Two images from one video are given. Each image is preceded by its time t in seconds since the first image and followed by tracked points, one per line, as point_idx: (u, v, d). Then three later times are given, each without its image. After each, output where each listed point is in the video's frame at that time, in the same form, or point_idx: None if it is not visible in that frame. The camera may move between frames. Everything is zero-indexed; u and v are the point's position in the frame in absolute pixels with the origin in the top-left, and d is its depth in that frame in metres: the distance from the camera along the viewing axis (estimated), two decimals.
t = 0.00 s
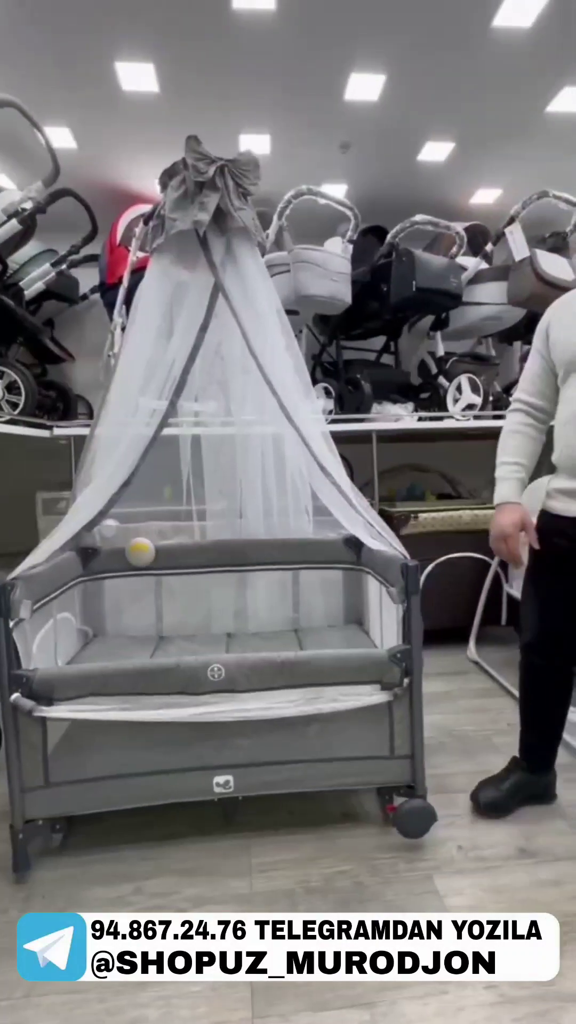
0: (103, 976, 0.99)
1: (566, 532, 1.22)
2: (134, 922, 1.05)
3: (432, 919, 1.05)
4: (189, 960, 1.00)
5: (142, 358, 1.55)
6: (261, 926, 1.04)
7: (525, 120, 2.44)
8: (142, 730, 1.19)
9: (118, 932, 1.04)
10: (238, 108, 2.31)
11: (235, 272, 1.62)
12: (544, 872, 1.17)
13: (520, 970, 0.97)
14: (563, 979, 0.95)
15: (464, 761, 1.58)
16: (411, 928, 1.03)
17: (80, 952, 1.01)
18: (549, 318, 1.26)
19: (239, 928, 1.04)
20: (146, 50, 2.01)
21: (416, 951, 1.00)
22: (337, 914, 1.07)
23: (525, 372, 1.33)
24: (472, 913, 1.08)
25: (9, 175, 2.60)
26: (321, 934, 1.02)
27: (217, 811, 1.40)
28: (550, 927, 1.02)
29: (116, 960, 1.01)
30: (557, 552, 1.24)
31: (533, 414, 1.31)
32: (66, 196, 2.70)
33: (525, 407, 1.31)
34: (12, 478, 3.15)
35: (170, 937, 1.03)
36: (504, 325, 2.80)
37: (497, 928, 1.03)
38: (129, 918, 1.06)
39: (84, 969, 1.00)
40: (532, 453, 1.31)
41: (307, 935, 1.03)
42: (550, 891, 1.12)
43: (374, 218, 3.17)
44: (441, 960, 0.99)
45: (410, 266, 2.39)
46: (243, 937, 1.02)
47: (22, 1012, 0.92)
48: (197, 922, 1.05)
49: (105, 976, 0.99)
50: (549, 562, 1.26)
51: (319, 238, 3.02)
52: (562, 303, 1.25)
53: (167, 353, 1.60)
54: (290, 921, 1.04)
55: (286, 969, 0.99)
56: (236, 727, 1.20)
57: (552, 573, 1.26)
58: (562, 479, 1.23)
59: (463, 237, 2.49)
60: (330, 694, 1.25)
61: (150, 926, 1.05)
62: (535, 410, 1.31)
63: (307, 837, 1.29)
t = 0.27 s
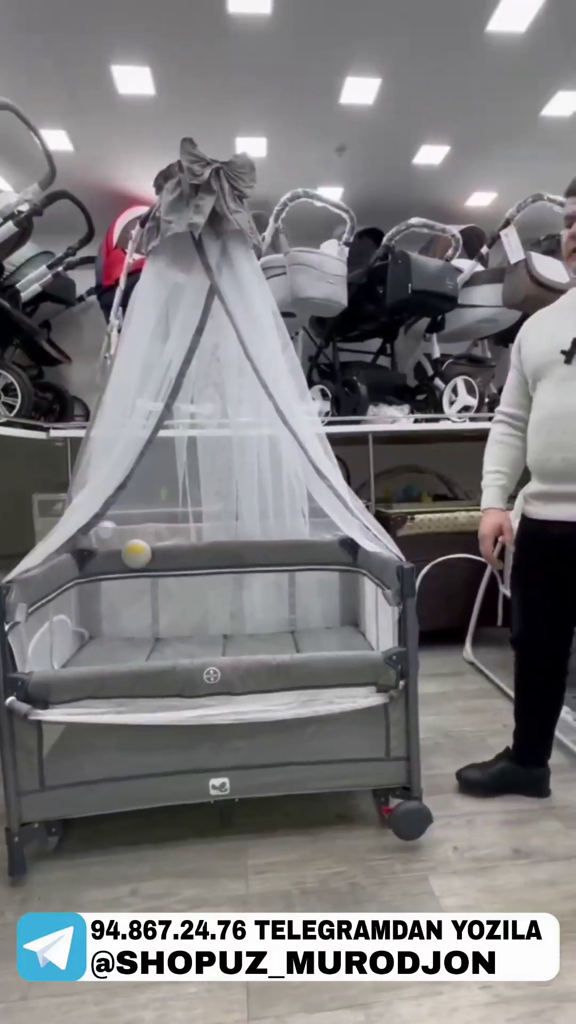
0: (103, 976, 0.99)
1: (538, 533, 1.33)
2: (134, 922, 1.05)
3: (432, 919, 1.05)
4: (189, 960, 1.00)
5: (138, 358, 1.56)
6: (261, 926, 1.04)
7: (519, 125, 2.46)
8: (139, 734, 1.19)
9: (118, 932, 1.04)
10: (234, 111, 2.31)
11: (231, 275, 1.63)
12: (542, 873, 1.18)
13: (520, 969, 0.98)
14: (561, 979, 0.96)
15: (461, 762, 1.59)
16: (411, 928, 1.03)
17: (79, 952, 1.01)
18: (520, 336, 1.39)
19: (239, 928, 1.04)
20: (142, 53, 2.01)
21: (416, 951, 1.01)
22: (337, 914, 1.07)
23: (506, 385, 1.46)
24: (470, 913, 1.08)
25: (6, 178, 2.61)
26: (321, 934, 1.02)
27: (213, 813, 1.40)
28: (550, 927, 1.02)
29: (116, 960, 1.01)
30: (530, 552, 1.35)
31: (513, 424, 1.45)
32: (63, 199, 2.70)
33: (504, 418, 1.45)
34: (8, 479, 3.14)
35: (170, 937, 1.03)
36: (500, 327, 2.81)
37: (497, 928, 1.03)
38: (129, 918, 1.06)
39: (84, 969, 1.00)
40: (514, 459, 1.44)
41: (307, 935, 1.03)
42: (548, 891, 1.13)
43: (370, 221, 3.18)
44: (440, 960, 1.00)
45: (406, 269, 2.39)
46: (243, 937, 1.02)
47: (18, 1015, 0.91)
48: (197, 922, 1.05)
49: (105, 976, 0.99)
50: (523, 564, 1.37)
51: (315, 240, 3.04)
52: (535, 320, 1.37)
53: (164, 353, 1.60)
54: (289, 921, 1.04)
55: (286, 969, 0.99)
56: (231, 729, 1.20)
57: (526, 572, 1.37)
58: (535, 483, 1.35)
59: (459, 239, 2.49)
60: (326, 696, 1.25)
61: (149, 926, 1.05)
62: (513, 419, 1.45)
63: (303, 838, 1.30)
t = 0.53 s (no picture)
0: (103, 976, 1.00)
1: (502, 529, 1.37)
2: (134, 921, 1.05)
3: (431, 919, 1.06)
4: (189, 960, 1.00)
5: (136, 359, 1.56)
6: (261, 926, 1.04)
7: (516, 127, 2.46)
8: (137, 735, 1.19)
9: (118, 932, 1.04)
10: (233, 113, 2.32)
11: (228, 277, 1.63)
12: (541, 873, 1.18)
13: (520, 969, 0.98)
14: (561, 978, 0.96)
15: (459, 763, 1.59)
16: (411, 928, 1.04)
17: (79, 953, 1.01)
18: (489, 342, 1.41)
19: (239, 928, 1.04)
20: (141, 55, 2.02)
21: (416, 951, 1.01)
22: (337, 915, 1.07)
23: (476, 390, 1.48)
24: (469, 914, 1.08)
25: (5, 180, 2.61)
26: (321, 934, 1.03)
27: (211, 814, 1.40)
28: (550, 927, 1.02)
29: (116, 960, 1.01)
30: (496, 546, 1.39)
31: (480, 427, 1.48)
32: (62, 201, 2.71)
33: (472, 421, 1.48)
34: (7, 480, 3.14)
35: (170, 937, 1.03)
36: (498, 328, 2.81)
37: (497, 928, 1.03)
38: (129, 918, 1.06)
39: (84, 969, 1.00)
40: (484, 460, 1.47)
41: (307, 935, 1.03)
42: (547, 892, 1.13)
43: (369, 222, 3.19)
44: (440, 960, 1.00)
45: (404, 271, 2.40)
46: (243, 937, 1.03)
47: (16, 1016, 0.92)
48: (197, 922, 1.05)
49: (105, 976, 1.00)
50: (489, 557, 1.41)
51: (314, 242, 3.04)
52: (504, 327, 1.38)
53: (162, 355, 1.61)
54: (289, 921, 1.05)
55: (286, 969, 1.00)
56: (229, 731, 1.20)
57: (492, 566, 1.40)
58: (499, 485, 1.38)
59: (456, 240, 2.50)
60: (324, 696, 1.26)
61: (149, 926, 1.05)
62: (482, 424, 1.47)
63: (302, 839, 1.30)
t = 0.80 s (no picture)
0: (103, 976, 1.00)
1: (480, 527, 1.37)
2: (134, 922, 1.06)
3: (431, 919, 1.06)
4: (189, 960, 1.01)
5: (137, 359, 1.56)
6: (261, 926, 1.05)
7: (516, 128, 2.46)
8: (138, 735, 1.19)
9: (118, 932, 1.04)
10: (233, 113, 2.32)
11: (228, 277, 1.63)
12: (540, 874, 1.18)
13: (520, 969, 0.98)
14: (561, 978, 0.96)
15: (459, 763, 1.60)
16: (411, 928, 1.04)
17: (79, 953, 1.02)
18: (463, 349, 1.41)
19: (239, 928, 1.05)
20: (141, 55, 2.02)
21: (416, 951, 1.01)
22: (337, 915, 1.08)
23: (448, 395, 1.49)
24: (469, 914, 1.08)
25: (5, 181, 2.62)
26: (321, 934, 1.03)
27: (211, 815, 1.40)
28: (549, 926, 1.03)
29: (116, 960, 1.01)
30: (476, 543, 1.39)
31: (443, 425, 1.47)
32: (62, 201, 2.71)
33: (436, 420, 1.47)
34: (7, 481, 3.15)
35: (170, 937, 1.03)
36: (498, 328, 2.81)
37: (497, 928, 1.04)
38: (129, 918, 1.07)
39: (85, 969, 1.01)
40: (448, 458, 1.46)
41: (307, 935, 1.03)
42: (547, 893, 1.13)
43: (368, 222, 3.19)
44: (440, 960, 1.00)
45: (404, 271, 2.42)
46: (243, 937, 1.03)
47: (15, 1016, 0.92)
48: (197, 922, 1.06)
49: (105, 976, 1.00)
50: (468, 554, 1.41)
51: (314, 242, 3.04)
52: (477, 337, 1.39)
53: (162, 356, 1.61)
54: (289, 921, 1.05)
55: (286, 970, 1.00)
56: (229, 731, 1.21)
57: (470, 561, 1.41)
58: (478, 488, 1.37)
59: (456, 240, 2.48)
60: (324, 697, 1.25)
61: (149, 926, 1.05)
62: (447, 422, 1.47)
63: (302, 839, 1.30)
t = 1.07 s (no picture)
0: (103, 976, 1.00)
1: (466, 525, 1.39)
2: (134, 922, 1.06)
3: (431, 919, 1.06)
4: (189, 960, 1.01)
5: (139, 361, 1.57)
6: (261, 926, 1.05)
7: (518, 128, 2.46)
8: (139, 734, 1.20)
9: (118, 932, 1.05)
10: (234, 113, 2.32)
11: (232, 278, 1.63)
12: (541, 874, 1.18)
13: (520, 969, 0.98)
14: (560, 979, 0.96)
15: (460, 763, 1.60)
16: (411, 928, 1.04)
17: (79, 952, 1.02)
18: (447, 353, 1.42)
19: (239, 928, 1.05)
20: (142, 55, 2.02)
21: (416, 951, 1.01)
22: (336, 915, 1.08)
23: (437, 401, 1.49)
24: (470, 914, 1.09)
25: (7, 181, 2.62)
26: (321, 934, 1.04)
27: (212, 814, 1.41)
28: (550, 927, 1.03)
29: (116, 960, 1.02)
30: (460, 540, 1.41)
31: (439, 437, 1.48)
32: (64, 201, 2.72)
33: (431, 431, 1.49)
34: (11, 481, 3.16)
35: (170, 937, 1.04)
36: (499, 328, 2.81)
37: (497, 928, 1.04)
38: (129, 918, 1.07)
39: (84, 969, 1.01)
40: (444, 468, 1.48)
41: (307, 935, 1.04)
42: (547, 893, 1.13)
43: (370, 222, 3.19)
44: (440, 960, 1.00)
45: (406, 271, 2.42)
46: (243, 937, 1.04)
47: (17, 1014, 0.92)
48: (197, 922, 1.06)
49: (106, 976, 1.00)
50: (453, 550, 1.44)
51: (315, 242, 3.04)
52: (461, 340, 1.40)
53: (165, 357, 1.61)
54: (290, 921, 1.06)
55: (286, 969, 1.00)
56: (230, 731, 1.21)
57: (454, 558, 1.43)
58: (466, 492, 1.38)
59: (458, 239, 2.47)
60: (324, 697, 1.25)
61: (149, 926, 1.06)
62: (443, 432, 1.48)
63: (303, 839, 1.30)
